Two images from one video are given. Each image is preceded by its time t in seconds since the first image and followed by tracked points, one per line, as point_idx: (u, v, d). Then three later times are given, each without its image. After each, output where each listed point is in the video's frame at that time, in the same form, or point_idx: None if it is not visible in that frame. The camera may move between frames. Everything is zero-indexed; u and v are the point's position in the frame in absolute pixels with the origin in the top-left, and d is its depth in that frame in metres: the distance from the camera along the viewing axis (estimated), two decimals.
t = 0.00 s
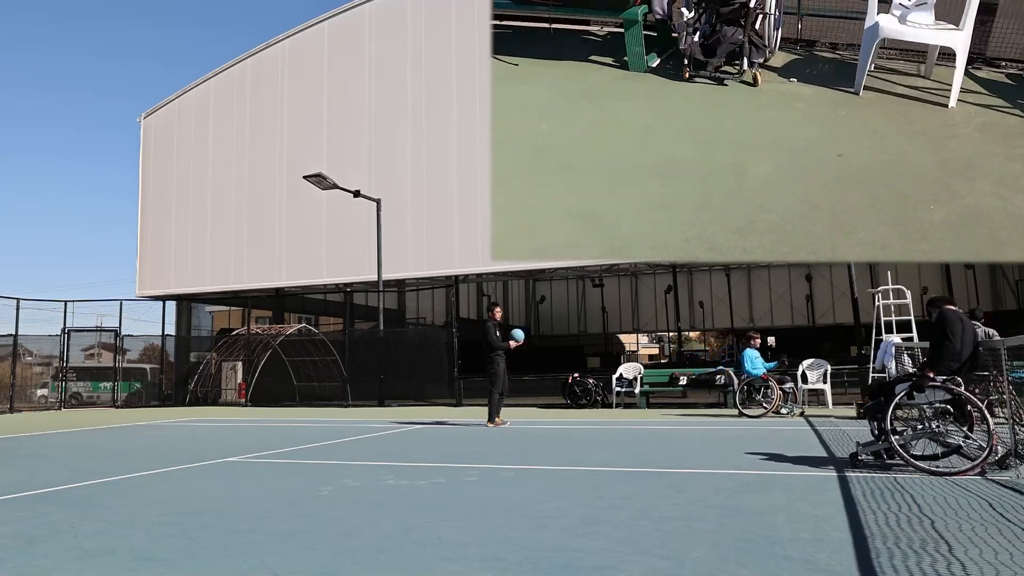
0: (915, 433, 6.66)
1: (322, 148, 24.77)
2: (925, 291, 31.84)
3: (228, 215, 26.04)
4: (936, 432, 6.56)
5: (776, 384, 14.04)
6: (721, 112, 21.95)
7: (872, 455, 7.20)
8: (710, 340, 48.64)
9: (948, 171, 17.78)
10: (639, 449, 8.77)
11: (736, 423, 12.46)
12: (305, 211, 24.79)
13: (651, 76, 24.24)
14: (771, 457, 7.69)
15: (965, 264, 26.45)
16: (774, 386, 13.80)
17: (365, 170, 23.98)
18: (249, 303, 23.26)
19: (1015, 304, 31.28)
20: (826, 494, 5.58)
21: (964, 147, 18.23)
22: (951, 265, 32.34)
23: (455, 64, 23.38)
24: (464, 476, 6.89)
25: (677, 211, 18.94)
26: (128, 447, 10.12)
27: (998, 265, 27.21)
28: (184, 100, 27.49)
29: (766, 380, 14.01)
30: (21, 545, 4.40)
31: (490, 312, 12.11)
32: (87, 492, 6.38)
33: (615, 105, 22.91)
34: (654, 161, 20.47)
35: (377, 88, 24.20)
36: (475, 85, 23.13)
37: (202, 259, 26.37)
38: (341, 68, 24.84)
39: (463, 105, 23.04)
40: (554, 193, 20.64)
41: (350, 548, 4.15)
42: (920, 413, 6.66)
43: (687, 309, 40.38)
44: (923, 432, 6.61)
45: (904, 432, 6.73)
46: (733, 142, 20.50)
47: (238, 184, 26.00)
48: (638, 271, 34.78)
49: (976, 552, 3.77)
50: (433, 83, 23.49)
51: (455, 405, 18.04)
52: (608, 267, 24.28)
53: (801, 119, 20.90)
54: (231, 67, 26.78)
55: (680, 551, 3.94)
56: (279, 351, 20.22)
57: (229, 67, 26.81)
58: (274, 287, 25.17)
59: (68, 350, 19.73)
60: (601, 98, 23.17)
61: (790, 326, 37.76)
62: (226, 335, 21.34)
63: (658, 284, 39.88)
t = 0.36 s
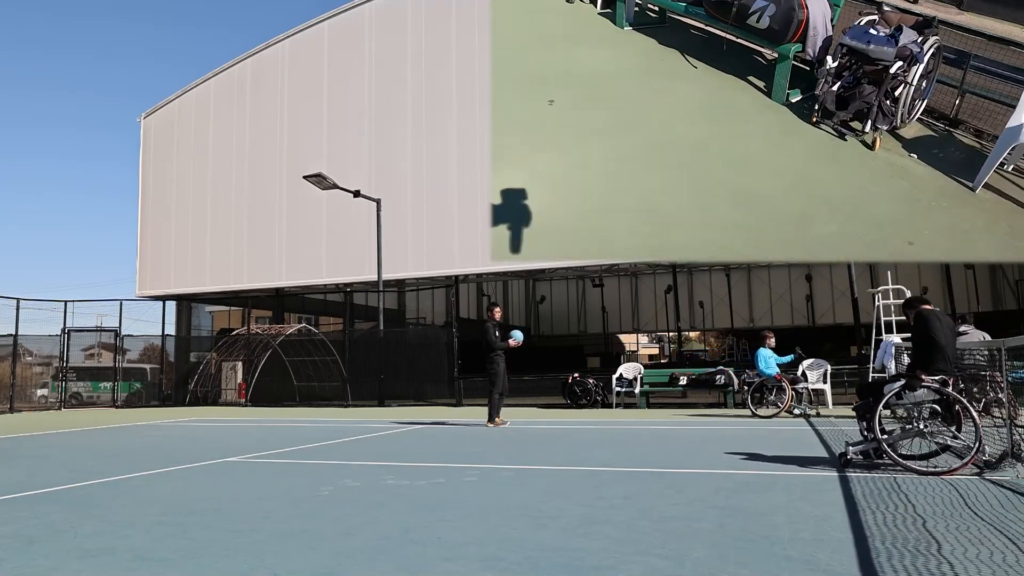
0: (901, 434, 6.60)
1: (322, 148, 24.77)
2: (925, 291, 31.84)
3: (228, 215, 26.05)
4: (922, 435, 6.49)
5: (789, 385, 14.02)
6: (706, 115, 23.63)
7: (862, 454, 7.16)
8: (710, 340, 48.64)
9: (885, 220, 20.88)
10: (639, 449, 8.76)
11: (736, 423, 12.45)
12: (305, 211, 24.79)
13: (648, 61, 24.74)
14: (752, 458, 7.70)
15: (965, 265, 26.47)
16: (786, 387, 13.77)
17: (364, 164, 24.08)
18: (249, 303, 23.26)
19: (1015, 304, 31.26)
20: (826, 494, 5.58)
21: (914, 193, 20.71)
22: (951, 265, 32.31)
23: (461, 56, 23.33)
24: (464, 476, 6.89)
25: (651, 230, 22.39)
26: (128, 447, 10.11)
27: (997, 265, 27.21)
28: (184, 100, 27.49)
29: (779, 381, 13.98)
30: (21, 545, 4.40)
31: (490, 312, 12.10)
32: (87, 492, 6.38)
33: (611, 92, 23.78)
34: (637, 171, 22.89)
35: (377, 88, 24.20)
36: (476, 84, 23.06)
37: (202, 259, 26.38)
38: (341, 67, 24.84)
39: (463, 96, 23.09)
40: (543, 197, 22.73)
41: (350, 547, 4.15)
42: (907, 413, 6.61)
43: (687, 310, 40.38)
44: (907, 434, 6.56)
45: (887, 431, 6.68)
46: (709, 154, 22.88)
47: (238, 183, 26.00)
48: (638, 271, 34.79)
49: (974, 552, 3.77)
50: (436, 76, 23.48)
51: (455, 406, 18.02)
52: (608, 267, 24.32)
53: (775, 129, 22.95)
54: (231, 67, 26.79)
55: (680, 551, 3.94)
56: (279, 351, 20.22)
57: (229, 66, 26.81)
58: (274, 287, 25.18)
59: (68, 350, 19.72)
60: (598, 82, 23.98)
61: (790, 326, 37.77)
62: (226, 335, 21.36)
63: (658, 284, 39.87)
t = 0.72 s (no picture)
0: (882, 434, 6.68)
1: (322, 148, 24.78)
2: (925, 291, 31.84)
3: (228, 215, 26.05)
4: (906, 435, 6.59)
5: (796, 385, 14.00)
6: (717, 103, 23.26)
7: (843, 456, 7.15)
8: (710, 340, 48.65)
9: (888, 218, 20.83)
10: (639, 449, 8.76)
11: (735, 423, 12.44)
12: (305, 211, 24.78)
13: (659, 52, 24.08)
14: (736, 457, 7.70)
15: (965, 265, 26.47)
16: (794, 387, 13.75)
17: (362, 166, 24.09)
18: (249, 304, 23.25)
19: (1015, 304, 31.23)
20: (827, 494, 5.57)
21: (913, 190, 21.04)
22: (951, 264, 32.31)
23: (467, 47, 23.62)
24: (464, 475, 6.89)
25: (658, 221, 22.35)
26: (128, 447, 10.10)
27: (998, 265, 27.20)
28: (184, 100, 27.50)
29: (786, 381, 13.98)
30: (21, 545, 4.40)
31: (490, 312, 12.10)
32: (87, 492, 6.37)
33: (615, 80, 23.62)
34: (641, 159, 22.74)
35: (377, 88, 24.20)
36: (475, 83, 23.05)
37: (202, 259, 26.38)
38: (341, 66, 24.84)
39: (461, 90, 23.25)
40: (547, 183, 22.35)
41: (350, 548, 4.15)
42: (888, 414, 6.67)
43: (687, 309, 40.39)
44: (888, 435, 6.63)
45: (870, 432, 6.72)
46: (711, 142, 22.77)
47: (238, 183, 26.01)
48: (638, 271, 34.78)
49: (977, 552, 3.77)
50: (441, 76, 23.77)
51: (455, 406, 18.01)
52: (608, 266, 24.30)
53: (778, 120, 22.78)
54: (231, 67, 26.79)
55: (680, 551, 3.94)
56: (279, 351, 20.22)
57: (229, 67, 26.82)
58: (274, 287, 25.18)
59: (68, 350, 19.71)
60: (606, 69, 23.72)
61: (790, 326, 37.78)
62: (226, 335, 21.38)
63: (658, 284, 39.88)
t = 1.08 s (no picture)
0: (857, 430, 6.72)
1: (322, 148, 24.78)
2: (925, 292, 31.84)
3: (228, 215, 26.05)
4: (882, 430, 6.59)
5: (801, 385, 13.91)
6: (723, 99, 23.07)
7: (823, 454, 7.17)
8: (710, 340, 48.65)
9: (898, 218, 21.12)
10: (639, 449, 8.76)
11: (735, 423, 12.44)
12: (305, 211, 24.77)
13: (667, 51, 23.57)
14: (703, 457, 7.79)
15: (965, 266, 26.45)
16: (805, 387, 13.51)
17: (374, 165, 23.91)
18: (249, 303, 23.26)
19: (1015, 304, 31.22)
20: (827, 494, 5.57)
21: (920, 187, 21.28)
22: (951, 264, 32.32)
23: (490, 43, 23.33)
24: (464, 476, 6.89)
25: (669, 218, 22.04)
26: (128, 447, 10.10)
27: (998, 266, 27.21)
28: (184, 100, 27.50)
29: (790, 379, 13.89)
30: (21, 545, 4.40)
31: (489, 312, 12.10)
32: (87, 492, 6.37)
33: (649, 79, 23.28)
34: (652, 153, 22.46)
35: (377, 88, 24.19)
36: (475, 78, 23.08)
37: (202, 259, 26.38)
38: (341, 66, 24.84)
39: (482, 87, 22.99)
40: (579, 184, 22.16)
41: (350, 548, 4.15)
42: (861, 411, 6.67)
43: (687, 309, 40.39)
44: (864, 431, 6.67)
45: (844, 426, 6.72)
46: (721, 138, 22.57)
47: (238, 184, 26.01)
48: (638, 271, 34.78)
49: (975, 552, 3.77)
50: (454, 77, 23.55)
51: (455, 405, 18.01)
52: (608, 266, 24.30)
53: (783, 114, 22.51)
54: (231, 67, 26.79)
55: (680, 551, 3.94)
56: (279, 351, 20.22)
57: (229, 66, 26.82)
58: (274, 287, 25.18)
59: (68, 350, 19.72)
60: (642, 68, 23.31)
61: (790, 326, 37.78)
62: (226, 335, 21.40)
63: (658, 284, 39.90)
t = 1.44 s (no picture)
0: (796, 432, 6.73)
1: (322, 147, 24.78)
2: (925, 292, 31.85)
3: (228, 215, 26.05)
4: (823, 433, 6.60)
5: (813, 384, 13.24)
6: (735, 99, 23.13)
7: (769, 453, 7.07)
8: (710, 340, 48.72)
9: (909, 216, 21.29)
10: (638, 450, 8.76)
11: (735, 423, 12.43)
12: (305, 211, 24.78)
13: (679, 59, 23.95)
14: (655, 458, 7.81)
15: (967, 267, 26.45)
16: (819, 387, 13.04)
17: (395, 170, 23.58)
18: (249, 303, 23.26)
19: (1015, 304, 31.22)
20: (827, 494, 5.57)
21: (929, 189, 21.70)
22: (951, 265, 32.34)
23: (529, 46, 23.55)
24: (464, 476, 6.89)
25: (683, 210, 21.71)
26: (127, 447, 10.09)
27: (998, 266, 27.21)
28: (184, 100, 27.50)
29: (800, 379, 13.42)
30: (21, 545, 4.40)
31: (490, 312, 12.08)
32: (87, 492, 6.37)
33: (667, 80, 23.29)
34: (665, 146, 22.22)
35: (376, 88, 24.20)
36: (475, 75, 23.11)
37: (202, 259, 26.38)
38: (341, 66, 24.84)
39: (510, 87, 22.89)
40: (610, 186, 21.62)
41: (350, 548, 4.15)
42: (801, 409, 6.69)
43: (687, 309, 40.38)
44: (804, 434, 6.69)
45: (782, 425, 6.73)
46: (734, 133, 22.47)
47: (238, 183, 26.01)
48: (638, 271, 34.77)
49: (974, 552, 3.78)
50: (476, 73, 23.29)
51: (455, 406, 18.00)
52: (608, 266, 24.28)
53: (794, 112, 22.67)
54: (232, 67, 26.80)
55: (680, 551, 3.94)
56: (279, 351, 20.21)
57: (229, 66, 26.83)
58: (274, 287, 25.17)
59: (68, 350, 19.72)
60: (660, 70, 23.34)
61: (790, 326, 37.78)
62: (226, 335, 21.42)
63: (658, 284, 39.93)
